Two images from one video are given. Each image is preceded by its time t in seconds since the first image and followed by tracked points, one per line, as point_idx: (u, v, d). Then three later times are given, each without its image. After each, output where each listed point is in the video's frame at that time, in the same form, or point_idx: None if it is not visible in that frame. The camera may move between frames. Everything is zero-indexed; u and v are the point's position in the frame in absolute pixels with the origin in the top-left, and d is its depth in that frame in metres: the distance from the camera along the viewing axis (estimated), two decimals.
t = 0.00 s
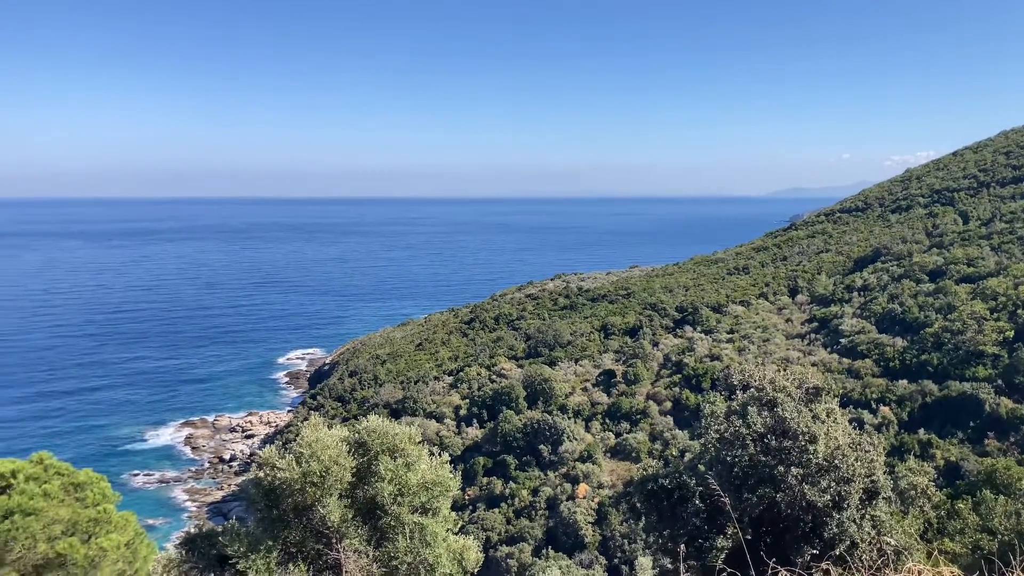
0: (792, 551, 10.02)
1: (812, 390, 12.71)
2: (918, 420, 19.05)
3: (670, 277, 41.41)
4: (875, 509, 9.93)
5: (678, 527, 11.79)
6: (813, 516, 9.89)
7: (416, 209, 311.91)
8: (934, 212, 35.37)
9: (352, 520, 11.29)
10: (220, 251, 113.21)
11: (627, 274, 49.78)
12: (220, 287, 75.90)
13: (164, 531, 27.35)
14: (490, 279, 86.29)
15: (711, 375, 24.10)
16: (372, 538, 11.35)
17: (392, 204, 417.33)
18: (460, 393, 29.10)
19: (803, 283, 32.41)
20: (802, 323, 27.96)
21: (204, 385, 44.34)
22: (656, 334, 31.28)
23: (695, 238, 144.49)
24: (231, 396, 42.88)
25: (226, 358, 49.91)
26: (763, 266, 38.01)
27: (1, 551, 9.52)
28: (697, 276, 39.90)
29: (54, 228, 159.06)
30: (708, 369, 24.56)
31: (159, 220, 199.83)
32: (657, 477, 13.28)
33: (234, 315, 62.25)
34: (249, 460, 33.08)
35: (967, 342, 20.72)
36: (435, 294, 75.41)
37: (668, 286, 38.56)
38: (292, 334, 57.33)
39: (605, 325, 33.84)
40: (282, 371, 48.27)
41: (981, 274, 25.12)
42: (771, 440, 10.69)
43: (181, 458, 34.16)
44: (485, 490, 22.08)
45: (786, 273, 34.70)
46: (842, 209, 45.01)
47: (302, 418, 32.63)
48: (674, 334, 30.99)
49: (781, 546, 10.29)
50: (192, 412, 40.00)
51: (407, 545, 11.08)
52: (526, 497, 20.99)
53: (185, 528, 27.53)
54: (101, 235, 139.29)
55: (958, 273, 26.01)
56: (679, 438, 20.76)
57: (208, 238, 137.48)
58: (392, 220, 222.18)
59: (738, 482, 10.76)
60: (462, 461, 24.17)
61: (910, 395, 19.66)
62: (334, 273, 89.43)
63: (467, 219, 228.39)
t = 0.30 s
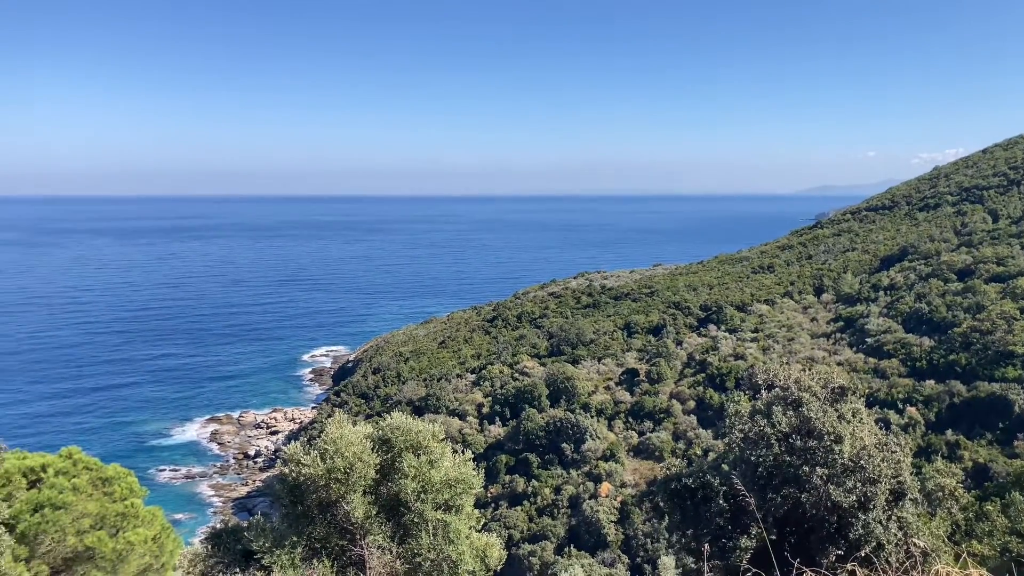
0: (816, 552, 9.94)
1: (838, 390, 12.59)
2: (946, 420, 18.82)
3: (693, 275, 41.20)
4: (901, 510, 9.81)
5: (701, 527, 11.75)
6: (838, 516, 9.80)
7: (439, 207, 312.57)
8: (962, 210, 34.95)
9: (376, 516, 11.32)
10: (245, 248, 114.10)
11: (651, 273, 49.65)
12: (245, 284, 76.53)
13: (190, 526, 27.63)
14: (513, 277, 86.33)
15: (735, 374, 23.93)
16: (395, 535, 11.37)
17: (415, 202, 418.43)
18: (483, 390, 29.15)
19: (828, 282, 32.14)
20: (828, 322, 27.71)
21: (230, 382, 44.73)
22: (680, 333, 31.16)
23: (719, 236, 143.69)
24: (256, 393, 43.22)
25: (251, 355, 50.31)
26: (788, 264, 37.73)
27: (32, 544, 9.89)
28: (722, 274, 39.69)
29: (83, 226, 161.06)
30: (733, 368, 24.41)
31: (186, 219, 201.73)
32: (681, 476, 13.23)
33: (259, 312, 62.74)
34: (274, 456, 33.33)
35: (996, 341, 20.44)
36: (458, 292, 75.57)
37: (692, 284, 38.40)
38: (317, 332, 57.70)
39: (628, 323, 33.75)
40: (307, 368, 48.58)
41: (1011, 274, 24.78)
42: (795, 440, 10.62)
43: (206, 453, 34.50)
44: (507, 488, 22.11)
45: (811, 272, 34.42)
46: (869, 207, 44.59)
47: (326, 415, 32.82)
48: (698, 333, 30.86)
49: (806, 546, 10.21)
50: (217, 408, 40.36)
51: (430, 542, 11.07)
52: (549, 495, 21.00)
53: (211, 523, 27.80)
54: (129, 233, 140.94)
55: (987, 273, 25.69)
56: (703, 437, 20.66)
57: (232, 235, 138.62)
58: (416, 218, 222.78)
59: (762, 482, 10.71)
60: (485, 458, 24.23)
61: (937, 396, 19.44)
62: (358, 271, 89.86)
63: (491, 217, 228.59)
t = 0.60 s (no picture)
0: (839, 553, 9.86)
1: (862, 390, 12.49)
2: (972, 422, 18.60)
3: (715, 275, 40.94)
4: (926, 512, 9.68)
5: (723, 527, 11.72)
6: (861, 517, 9.73)
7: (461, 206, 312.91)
8: (990, 209, 34.53)
9: (397, 513, 11.35)
10: (268, 247, 114.93)
11: (673, 272, 49.46)
12: (268, 282, 77.07)
13: (213, 521, 27.88)
14: (534, 276, 86.28)
15: (757, 374, 23.78)
16: (416, 531, 11.37)
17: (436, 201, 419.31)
18: (503, 389, 29.18)
19: (852, 281, 31.86)
20: (851, 322, 27.47)
21: (253, 379, 45.07)
22: (702, 332, 31.03)
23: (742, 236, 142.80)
24: (279, 390, 43.53)
25: (274, 352, 50.64)
26: (812, 263, 37.45)
27: (59, 537, 10.05)
28: (744, 273, 39.48)
29: (109, 224, 162.83)
30: (755, 368, 24.25)
31: (210, 217, 203.40)
32: (702, 476, 13.21)
33: (281, 310, 63.16)
34: (296, 453, 33.55)
35: None
36: (479, 290, 75.67)
37: (714, 283, 38.21)
38: (338, 330, 57.99)
39: (650, 323, 33.64)
40: (329, 365, 48.85)
41: None
42: (818, 440, 10.56)
43: (229, 450, 34.77)
44: (527, 486, 22.12)
45: (835, 271, 34.14)
46: (894, 206, 44.15)
47: (348, 412, 32.99)
48: (720, 333, 30.73)
49: (828, 547, 10.13)
50: (241, 405, 40.69)
51: (452, 539, 11.08)
52: (570, 494, 20.98)
53: (234, 519, 28.04)
54: (154, 231, 142.32)
55: (1014, 272, 25.35)
56: (724, 438, 20.55)
57: (255, 234, 139.57)
58: (439, 217, 223.12)
59: (784, 482, 10.67)
60: (505, 456, 24.30)
61: (963, 397, 19.21)
62: (380, 269, 90.25)
63: (514, 216, 228.47)
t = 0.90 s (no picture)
0: (862, 555, 9.78)
1: (885, 390, 12.37)
2: (997, 423, 18.37)
3: (736, 274, 40.69)
4: (950, 513, 9.56)
5: (744, 527, 11.66)
6: (884, 519, 9.63)
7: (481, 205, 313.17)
8: (1016, 208, 34.09)
9: (417, 511, 11.36)
10: (289, 245, 115.58)
11: (694, 271, 49.28)
12: (289, 281, 77.52)
13: (234, 518, 28.09)
14: (554, 274, 86.20)
15: (778, 374, 23.60)
16: (436, 529, 11.37)
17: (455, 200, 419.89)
18: (523, 388, 29.18)
19: (875, 281, 31.57)
20: (874, 322, 27.22)
21: (274, 377, 45.35)
22: (722, 332, 30.86)
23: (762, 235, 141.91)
24: (300, 388, 43.77)
25: (295, 351, 50.90)
26: (834, 263, 37.16)
27: (83, 533, 10.20)
28: (765, 273, 39.23)
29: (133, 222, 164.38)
30: (777, 368, 24.07)
31: (233, 216, 204.78)
32: (723, 477, 13.16)
33: (302, 308, 63.50)
34: (316, 450, 33.71)
35: None
36: (498, 289, 75.70)
37: (735, 283, 38.00)
38: (358, 328, 58.21)
39: (670, 322, 33.51)
40: (349, 363, 49.05)
41: None
42: (840, 441, 10.49)
43: (250, 447, 34.98)
44: (547, 485, 22.12)
45: (857, 271, 33.84)
46: (917, 205, 43.71)
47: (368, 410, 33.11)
48: (741, 332, 30.57)
49: (850, 548, 10.06)
50: (261, 402, 40.94)
51: (471, 537, 11.05)
52: (589, 493, 20.93)
53: (255, 516, 28.23)
54: (176, 230, 143.47)
55: None
56: (745, 438, 20.43)
57: (276, 232, 140.41)
58: (459, 216, 223.36)
59: (806, 482, 10.62)
60: (524, 455, 24.33)
61: (987, 399, 18.99)
62: (400, 268, 90.51)
63: (534, 214, 228.24)
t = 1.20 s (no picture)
0: (884, 557, 9.68)
1: (908, 391, 12.26)
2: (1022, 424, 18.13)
3: (757, 274, 40.48)
4: (974, 516, 9.43)
5: (764, 528, 11.61)
6: (906, 521, 9.51)
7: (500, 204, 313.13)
8: None
9: (437, 509, 11.36)
10: (309, 244, 116.10)
11: (714, 270, 49.10)
12: (309, 279, 77.89)
13: (254, 515, 28.27)
14: (573, 273, 86.09)
15: (799, 374, 23.43)
16: (455, 528, 11.35)
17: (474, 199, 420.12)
18: (542, 387, 29.18)
19: (897, 281, 31.28)
20: (896, 322, 26.98)
21: (294, 374, 45.60)
22: (743, 331, 30.71)
23: (783, 234, 141.00)
24: (320, 386, 44.00)
25: (315, 349, 51.14)
26: (856, 263, 36.88)
27: (106, 528, 10.31)
28: (786, 272, 39.00)
29: (155, 221, 165.65)
30: (798, 368, 23.89)
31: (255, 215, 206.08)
32: (744, 477, 13.12)
33: (322, 306, 63.81)
34: (336, 448, 33.85)
35: None
36: (517, 288, 75.70)
37: (756, 282, 37.78)
38: (378, 326, 58.43)
39: (690, 322, 33.38)
40: (368, 361, 49.23)
41: None
42: (862, 443, 10.41)
43: (271, 444, 35.19)
44: (566, 484, 22.13)
45: (879, 270, 33.56)
46: (941, 205, 43.28)
47: (387, 408, 33.21)
48: (761, 332, 30.41)
49: (872, 550, 9.97)
50: (282, 400, 41.17)
51: (492, 535, 11.01)
52: (608, 493, 20.90)
53: (275, 513, 28.41)
54: (197, 228, 144.48)
55: None
56: (765, 438, 20.31)
57: (296, 231, 141.16)
58: (479, 215, 223.54)
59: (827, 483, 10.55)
60: (544, 454, 24.36)
61: (1012, 400, 18.79)
62: (419, 267, 90.72)
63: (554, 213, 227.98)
